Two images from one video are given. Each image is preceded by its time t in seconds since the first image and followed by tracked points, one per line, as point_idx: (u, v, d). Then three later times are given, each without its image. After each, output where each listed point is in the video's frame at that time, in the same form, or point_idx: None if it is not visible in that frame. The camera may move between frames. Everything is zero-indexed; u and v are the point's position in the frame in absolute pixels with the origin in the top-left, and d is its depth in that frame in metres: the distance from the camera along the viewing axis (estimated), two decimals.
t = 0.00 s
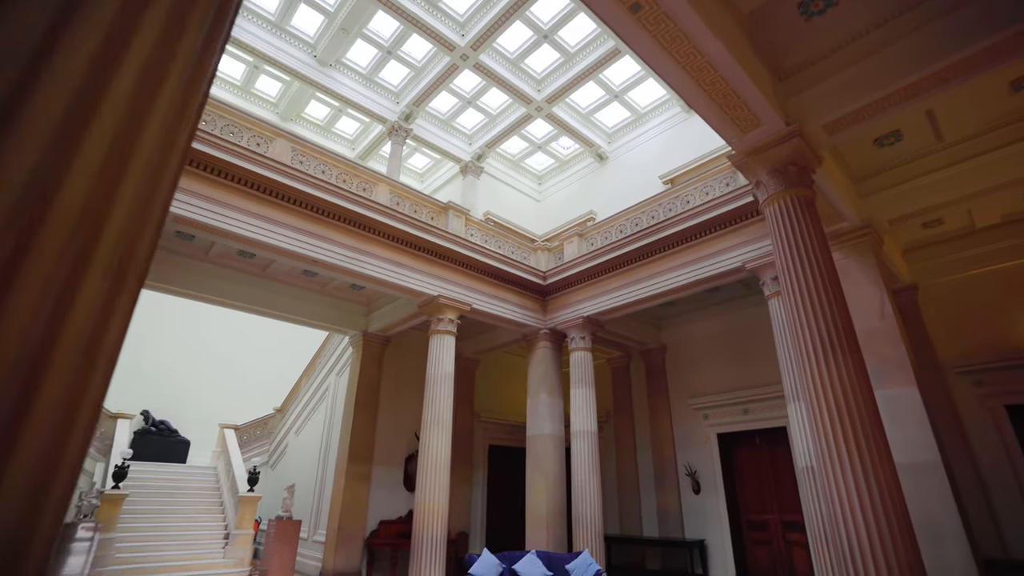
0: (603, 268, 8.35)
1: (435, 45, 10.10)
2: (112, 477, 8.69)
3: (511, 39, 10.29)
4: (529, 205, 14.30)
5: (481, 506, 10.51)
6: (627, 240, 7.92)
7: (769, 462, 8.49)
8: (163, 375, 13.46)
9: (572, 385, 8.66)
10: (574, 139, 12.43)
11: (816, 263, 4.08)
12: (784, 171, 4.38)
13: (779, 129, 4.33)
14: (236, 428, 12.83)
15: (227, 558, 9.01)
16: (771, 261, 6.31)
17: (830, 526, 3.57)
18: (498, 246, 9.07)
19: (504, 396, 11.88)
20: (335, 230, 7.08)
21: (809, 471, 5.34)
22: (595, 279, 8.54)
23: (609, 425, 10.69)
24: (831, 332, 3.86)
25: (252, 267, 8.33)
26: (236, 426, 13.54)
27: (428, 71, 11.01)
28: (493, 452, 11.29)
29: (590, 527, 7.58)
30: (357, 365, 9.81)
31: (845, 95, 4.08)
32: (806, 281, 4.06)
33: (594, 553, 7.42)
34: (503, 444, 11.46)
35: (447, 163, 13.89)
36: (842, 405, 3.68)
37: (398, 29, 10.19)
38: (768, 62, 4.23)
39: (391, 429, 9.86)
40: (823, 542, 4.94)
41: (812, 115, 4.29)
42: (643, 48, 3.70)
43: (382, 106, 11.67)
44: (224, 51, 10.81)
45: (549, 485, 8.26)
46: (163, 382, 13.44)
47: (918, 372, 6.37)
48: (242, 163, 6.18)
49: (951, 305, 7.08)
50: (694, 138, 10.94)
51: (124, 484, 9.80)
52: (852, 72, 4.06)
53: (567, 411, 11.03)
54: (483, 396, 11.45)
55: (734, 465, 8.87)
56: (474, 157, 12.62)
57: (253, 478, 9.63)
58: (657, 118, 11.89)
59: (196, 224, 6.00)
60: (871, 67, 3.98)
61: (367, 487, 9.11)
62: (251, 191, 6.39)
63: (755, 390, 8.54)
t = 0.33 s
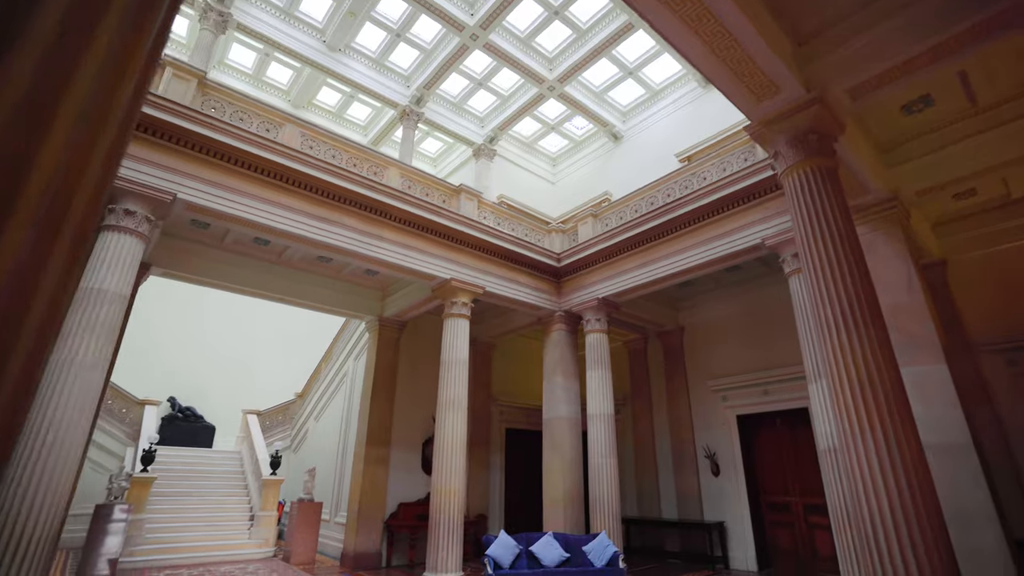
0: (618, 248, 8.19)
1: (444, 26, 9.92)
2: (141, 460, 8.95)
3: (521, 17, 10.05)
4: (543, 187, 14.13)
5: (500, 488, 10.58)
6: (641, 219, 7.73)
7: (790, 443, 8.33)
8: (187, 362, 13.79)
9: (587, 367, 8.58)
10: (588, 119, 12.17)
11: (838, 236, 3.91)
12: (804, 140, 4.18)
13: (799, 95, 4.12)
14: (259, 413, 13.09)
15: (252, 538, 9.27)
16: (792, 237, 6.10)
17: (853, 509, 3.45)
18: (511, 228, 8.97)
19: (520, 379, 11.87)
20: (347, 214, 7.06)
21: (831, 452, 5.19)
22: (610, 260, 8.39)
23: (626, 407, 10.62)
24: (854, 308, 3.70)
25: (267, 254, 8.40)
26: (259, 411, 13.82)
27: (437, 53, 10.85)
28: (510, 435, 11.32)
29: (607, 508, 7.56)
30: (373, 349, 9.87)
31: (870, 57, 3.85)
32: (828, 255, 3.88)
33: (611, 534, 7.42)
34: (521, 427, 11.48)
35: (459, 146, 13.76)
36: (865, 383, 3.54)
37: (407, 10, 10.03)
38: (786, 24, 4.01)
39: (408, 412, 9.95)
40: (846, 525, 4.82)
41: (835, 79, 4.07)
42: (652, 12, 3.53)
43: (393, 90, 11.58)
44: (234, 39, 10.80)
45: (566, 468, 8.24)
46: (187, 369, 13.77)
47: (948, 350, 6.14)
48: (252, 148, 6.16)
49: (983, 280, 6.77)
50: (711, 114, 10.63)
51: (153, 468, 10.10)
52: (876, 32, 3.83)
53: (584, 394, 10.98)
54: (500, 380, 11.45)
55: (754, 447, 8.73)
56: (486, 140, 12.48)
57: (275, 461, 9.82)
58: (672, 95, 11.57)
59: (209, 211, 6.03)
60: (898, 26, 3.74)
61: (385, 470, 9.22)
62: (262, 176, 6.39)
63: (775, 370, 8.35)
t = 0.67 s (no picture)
0: (634, 227, 8.00)
1: (454, 4, 9.70)
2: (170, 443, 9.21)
3: None
4: (558, 168, 13.91)
5: (519, 470, 10.63)
6: (658, 196, 7.52)
7: (813, 424, 8.13)
8: (212, 348, 14.12)
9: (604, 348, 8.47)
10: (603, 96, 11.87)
11: (864, 207, 3.71)
12: (828, 105, 3.96)
13: (822, 58, 3.88)
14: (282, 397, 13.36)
15: (278, 519, 9.50)
16: (814, 211, 5.85)
17: (877, 487, 3.33)
18: (525, 209, 8.84)
19: (538, 362, 11.83)
20: (359, 197, 7.04)
21: (856, 432, 5.03)
22: (626, 239, 8.22)
23: (645, 389, 10.50)
24: (880, 280, 3.52)
25: (283, 240, 8.45)
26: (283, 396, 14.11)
27: (448, 33, 10.67)
28: (529, 417, 11.31)
29: (625, 490, 7.52)
30: (391, 333, 9.92)
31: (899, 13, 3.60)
32: (853, 225, 3.69)
33: (630, 515, 7.38)
34: (539, 409, 11.47)
35: (473, 128, 13.61)
36: (892, 361, 3.37)
37: None
38: None
39: (426, 395, 10.02)
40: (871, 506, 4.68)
41: (860, 39, 3.82)
42: None
43: (405, 73, 11.45)
44: (246, 26, 10.79)
45: (584, 450, 8.20)
46: (212, 355, 14.11)
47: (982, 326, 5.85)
48: (261, 133, 6.14)
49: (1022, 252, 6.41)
50: (732, 87, 10.25)
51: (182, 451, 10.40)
52: None
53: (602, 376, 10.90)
54: (518, 362, 11.43)
55: (777, 428, 8.54)
56: (500, 121, 12.28)
57: (298, 444, 10.01)
58: (690, 68, 11.19)
59: (222, 197, 6.06)
60: None
61: (405, 453, 9.33)
62: (272, 160, 6.38)
63: (798, 349, 8.12)
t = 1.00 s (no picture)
0: (652, 205, 7.79)
1: None
2: (198, 427, 9.48)
3: None
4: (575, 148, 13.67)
5: (539, 454, 10.63)
6: (676, 173, 7.28)
7: (840, 406, 7.88)
8: (238, 336, 14.44)
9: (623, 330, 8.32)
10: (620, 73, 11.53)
11: (894, 176, 3.49)
12: (854, 67, 3.74)
13: (848, 16, 3.63)
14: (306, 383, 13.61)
15: (303, 501, 9.76)
16: (840, 183, 5.58)
17: (906, 467, 3.17)
18: (540, 190, 8.69)
19: (558, 345, 11.75)
20: (371, 181, 7.00)
21: (885, 413, 4.83)
22: (643, 219, 8.01)
23: (666, 371, 10.37)
24: (909, 250, 3.33)
25: (299, 227, 8.49)
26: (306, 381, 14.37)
27: (459, 14, 10.49)
28: (549, 401, 11.28)
29: (645, 472, 7.44)
30: (408, 318, 9.95)
31: None
32: (882, 193, 3.49)
33: (649, 498, 7.31)
34: (560, 393, 11.41)
35: (488, 111, 13.42)
36: (922, 335, 3.20)
37: None
38: None
39: (444, 380, 10.06)
40: (902, 490, 4.51)
41: None
42: None
43: (417, 55, 11.30)
44: (259, 14, 10.78)
45: (603, 432, 8.13)
46: (238, 342, 14.41)
47: None
48: (272, 118, 6.13)
49: None
50: (755, 57, 9.83)
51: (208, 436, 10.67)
52: None
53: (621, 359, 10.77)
54: (536, 345, 11.39)
55: (802, 410, 8.32)
56: (515, 102, 12.06)
57: (321, 429, 10.18)
58: (710, 40, 10.81)
59: (235, 183, 6.08)
60: None
61: (424, 436, 9.41)
62: (284, 146, 6.37)
63: (824, 329, 7.85)
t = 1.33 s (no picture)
0: (671, 185, 7.56)
1: None
2: (223, 413, 9.71)
3: None
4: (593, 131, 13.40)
5: (559, 439, 10.60)
6: (696, 150, 7.05)
7: (869, 391, 7.61)
8: (261, 324, 14.71)
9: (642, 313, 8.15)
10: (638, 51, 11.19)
11: (929, 143, 3.27)
12: (884, 27, 3.50)
13: None
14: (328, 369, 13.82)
15: (327, 485, 9.96)
16: (869, 156, 5.31)
17: (940, 450, 3.01)
18: (556, 172, 8.53)
19: (577, 330, 11.65)
20: (384, 166, 6.96)
21: (918, 395, 4.62)
22: (662, 199, 7.80)
23: (688, 355, 10.19)
24: (945, 221, 3.12)
25: (315, 214, 8.52)
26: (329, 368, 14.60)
27: None
28: (568, 386, 11.21)
29: (665, 457, 7.33)
30: (426, 304, 9.96)
31: None
32: (915, 161, 3.28)
33: (670, 483, 7.21)
34: (580, 378, 11.33)
35: (503, 94, 13.23)
36: (958, 311, 3.00)
37: None
38: None
39: (463, 365, 10.07)
40: (936, 475, 4.32)
41: None
42: None
43: (431, 39, 11.15)
44: (272, 3, 10.77)
45: (623, 416, 8.03)
46: (264, 332, 14.73)
47: None
48: (284, 105, 6.11)
49: None
50: (779, 29, 9.42)
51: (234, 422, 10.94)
52: None
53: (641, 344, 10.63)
54: (555, 331, 11.31)
55: (829, 394, 8.07)
56: (531, 85, 11.81)
57: (343, 415, 10.33)
58: (731, 13, 10.41)
59: (249, 171, 6.10)
60: None
61: (444, 421, 9.46)
62: (296, 133, 6.36)
63: (853, 310, 7.56)
